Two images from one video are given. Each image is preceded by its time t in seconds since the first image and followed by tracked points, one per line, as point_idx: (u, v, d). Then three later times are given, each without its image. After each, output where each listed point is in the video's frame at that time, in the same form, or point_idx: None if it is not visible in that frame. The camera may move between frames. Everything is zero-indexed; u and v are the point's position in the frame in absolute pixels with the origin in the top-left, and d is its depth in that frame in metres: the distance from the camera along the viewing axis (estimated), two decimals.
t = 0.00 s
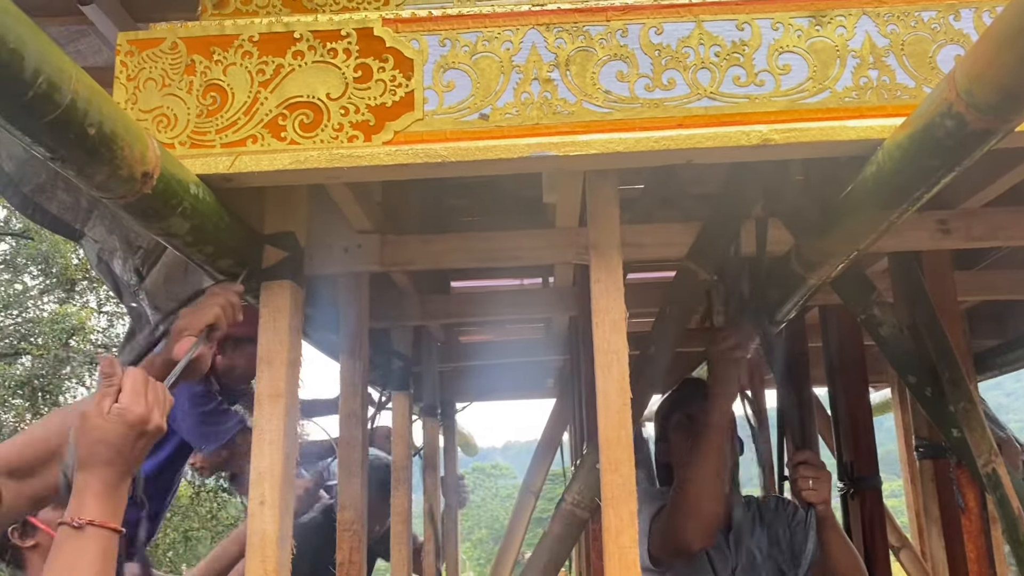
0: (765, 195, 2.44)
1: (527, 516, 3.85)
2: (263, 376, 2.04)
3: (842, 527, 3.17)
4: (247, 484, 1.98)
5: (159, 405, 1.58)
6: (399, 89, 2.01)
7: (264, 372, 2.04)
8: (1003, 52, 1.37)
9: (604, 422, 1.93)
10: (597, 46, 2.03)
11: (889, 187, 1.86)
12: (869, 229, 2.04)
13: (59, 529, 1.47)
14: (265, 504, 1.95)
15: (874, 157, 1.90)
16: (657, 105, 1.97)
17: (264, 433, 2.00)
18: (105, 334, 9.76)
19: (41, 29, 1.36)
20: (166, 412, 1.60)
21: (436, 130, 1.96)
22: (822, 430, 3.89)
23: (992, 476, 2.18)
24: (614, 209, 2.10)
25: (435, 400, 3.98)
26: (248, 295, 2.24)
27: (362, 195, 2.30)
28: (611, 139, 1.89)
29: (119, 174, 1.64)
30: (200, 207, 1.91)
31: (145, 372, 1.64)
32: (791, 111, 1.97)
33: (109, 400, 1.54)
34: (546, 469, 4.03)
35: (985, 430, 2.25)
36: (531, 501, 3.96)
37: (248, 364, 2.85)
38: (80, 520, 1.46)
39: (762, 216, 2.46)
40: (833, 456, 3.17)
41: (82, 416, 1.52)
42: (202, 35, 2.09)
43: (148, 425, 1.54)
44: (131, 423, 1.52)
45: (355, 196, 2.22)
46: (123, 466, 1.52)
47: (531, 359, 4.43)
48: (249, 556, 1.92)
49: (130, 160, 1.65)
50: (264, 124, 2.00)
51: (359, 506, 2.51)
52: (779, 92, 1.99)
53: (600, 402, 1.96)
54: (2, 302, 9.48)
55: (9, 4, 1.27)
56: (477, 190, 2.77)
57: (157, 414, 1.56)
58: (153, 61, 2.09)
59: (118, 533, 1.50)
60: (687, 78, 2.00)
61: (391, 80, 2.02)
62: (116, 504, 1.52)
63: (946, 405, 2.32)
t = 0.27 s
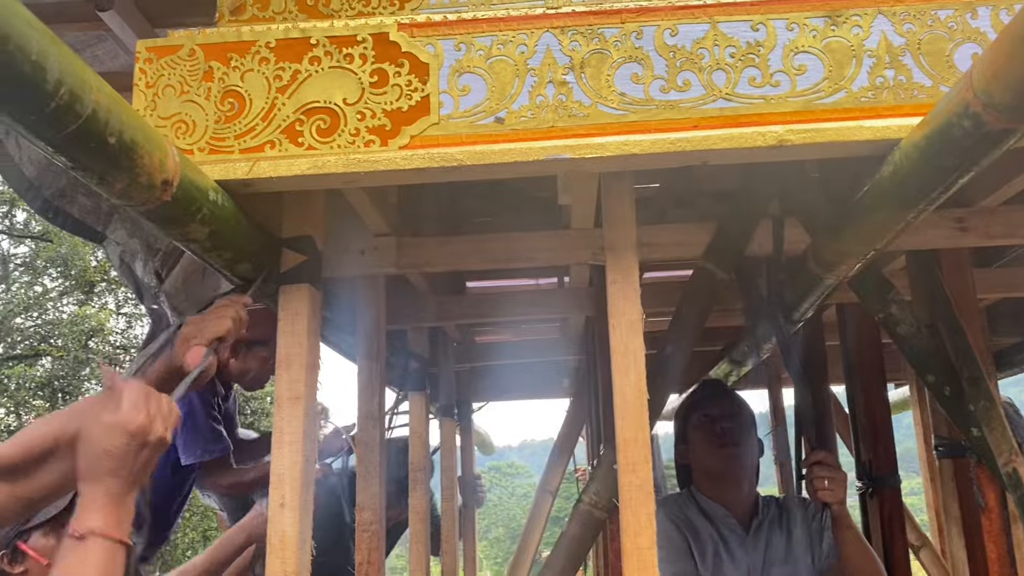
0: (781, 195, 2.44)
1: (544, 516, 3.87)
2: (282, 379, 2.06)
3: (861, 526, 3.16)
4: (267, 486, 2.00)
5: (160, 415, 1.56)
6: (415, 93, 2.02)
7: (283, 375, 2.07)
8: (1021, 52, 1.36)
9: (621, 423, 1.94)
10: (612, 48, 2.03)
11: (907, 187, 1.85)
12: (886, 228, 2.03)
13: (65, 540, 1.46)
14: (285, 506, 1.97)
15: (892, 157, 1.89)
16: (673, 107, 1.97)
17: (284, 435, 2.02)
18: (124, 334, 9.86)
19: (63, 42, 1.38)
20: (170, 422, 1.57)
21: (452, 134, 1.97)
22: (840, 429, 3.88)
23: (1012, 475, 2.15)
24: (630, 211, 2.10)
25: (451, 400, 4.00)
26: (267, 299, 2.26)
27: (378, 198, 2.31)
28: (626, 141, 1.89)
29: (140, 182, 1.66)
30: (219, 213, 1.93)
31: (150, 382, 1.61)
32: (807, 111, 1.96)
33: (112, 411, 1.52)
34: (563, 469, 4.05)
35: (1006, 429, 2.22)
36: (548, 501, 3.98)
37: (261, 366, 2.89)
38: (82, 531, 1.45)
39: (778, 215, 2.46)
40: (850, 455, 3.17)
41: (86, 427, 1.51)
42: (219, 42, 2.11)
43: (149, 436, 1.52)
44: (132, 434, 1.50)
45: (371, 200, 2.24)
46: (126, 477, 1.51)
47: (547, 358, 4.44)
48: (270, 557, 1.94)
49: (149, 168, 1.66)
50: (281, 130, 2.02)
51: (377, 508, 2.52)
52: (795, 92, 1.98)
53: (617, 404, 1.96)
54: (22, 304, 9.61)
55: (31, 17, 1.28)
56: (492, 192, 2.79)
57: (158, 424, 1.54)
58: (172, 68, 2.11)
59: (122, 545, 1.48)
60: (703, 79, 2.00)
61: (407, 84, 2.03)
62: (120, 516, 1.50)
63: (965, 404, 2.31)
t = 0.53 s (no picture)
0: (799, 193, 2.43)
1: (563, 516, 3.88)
2: (302, 381, 2.07)
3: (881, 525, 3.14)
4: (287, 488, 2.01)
5: (206, 426, 1.60)
6: (433, 95, 2.03)
7: (303, 377, 2.08)
8: None
9: (640, 425, 1.94)
10: (629, 49, 2.03)
11: (927, 185, 1.83)
12: (906, 227, 2.02)
13: (121, 555, 1.50)
14: (306, 507, 1.99)
15: (912, 156, 1.88)
16: (691, 107, 1.96)
17: (304, 437, 2.03)
18: (142, 335, 9.95)
19: (86, 49, 1.39)
20: (215, 433, 1.61)
21: (469, 136, 1.98)
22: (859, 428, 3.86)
23: None
24: (648, 211, 2.09)
25: (468, 401, 4.01)
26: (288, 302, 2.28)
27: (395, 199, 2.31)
28: (644, 142, 1.89)
29: (162, 187, 1.67)
30: (239, 217, 1.94)
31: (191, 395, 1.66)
32: (827, 110, 1.95)
33: (158, 427, 1.56)
34: (579, 470, 4.05)
35: None
36: (566, 501, 3.98)
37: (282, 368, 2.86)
38: (142, 544, 1.48)
39: (796, 214, 2.44)
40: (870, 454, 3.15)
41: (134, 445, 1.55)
42: (238, 46, 2.12)
43: (197, 447, 1.56)
44: (178, 447, 1.54)
45: (389, 202, 2.25)
46: (180, 490, 1.54)
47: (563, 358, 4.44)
48: (291, 558, 1.95)
49: (171, 174, 1.67)
50: (300, 134, 2.02)
51: (396, 507, 2.55)
52: (814, 91, 1.97)
53: (636, 405, 1.96)
54: (42, 306, 9.72)
55: (54, 25, 1.30)
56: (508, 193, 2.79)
57: (205, 436, 1.58)
58: (190, 72, 2.12)
59: (179, 555, 1.51)
60: (721, 78, 1.99)
61: (425, 87, 2.03)
62: (177, 528, 1.53)
63: (987, 403, 2.29)
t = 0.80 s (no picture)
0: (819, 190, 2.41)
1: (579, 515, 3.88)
2: (321, 380, 2.08)
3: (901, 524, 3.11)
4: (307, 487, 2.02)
5: (237, 435, 1.55)
6: (450, 94, 2.02)
7: (322, 376, 2.08)
8: None
9: (660, 423, 1.93)
10: (648, 46, 2.02)
11: (950, 181, 1.81)
12: (929, 223, 2.00)
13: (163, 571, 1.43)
14: (326, 506, 1.99)
15: (934, 152, 1.86)
16: (710, 104, 1.95)
17: (323, 436, 2.04)
18: (159, 336, 10.01)
19: (108, 50, 1.39)
20: (246, 442, 1.56)
21: (487, 135, 1.97)
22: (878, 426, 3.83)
23: None
24: (667, 209, 2.08)
25: (484, 400, 4.02)
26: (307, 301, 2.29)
27: (412, 198, 2.31)
28: (663, 139, 1.88)
29: (183, 188, 1.68)
30: (258, 217, 1.94)
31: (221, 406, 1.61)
32: (848, 106, 1.94)
33: (190, 438, 1.50)
34: (596, 469, 4.06)
35: None
36: (583, 501, 3.98)
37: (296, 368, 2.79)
38: (185, 557, 1.42)
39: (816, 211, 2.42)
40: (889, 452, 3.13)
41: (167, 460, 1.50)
42: (256, 47, 2.12)
43: (232, 457, 1.51)
44: (214, 458, 1.49)
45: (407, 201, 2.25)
46: (219, 501, 1.49)
47: (580, 357, 4.43)
48: (311, 557, 1.96)
49: (191, 174, 1.67)
50: (318, 134, 2.03)
51: (414, 507, 2.55)
52: (834, 87, 1.96)
53: (656, 404, 1.95)
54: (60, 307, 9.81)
55: (77, 26, 1.30)
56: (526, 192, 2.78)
57: (238, 444, 1.53)
58: (210, 73, 2.12)
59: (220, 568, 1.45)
60: (740, 75, 1.98)
61: (442, 86, 2.03)
62: (215, 541, 1.47)
63: (1010, 401, 2.27)
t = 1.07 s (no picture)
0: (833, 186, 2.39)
1: (594, 513, 3.89)
2: (335, 379, 2.09)
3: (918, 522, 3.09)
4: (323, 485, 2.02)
5: (253, 438, 1.79)
6: (463, 93, 2.02)
7: (336, 374, 2.09)
8: None
9: (674, 422, 1.92)
10: (660, 42, 2.01)
11: (967, 176, 1.80)
12: (945, 218, 1.98)
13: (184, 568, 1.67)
14: (341, 504, 1.99)
15: (950, 147, 1.85)
16: (723, 100, 1.95)
17: (338, 434, 2.04)
18: (174, 336, 10.10)
19: (123, 51, 1.40)
20: (263, 445, 1.81)
21: (500, 133, 1.97)
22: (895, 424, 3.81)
23: None
24: (681, 206, 2.08)
25: (498, 399, 4.03)
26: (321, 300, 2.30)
27: (425, 197, 2.31)
28: (676, 136, 1.87)
29: (198, 188, 1.69)
30: (273, 216, 1.95)
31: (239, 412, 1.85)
32: (862, 102, 1.92)
33: (214, 444, 1.73)
34: (611, 467, 4.07)
35: None
36: (597, 499, 3.98)
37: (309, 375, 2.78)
38: (207, 560, 1.66)
39: (829, 207, 2.41)
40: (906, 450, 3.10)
41: (190, 463, 1.71)
42: (270, 47, 2.13)
43: (251, 461, 1.75)
44: (236, 462, 1.72)
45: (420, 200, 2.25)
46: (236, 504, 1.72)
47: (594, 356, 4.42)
48: (326, 555, 1.96)
49: (206, 174, 1.68)
50: (332, 133, 2.03)
51: (429, 504, 2.56)
52: (848, 82, 1.94)
53: (670, 401, 1.94)
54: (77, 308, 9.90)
55: (92, 29, 1.32)
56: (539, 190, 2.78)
57: (255, 451, 1.77)
58: (224, 73, 2.13)
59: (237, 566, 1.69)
60: (753, 71, 1.97)
61: (455, 84, 2.03)
62: (235, 542, 1.71)
63: None
